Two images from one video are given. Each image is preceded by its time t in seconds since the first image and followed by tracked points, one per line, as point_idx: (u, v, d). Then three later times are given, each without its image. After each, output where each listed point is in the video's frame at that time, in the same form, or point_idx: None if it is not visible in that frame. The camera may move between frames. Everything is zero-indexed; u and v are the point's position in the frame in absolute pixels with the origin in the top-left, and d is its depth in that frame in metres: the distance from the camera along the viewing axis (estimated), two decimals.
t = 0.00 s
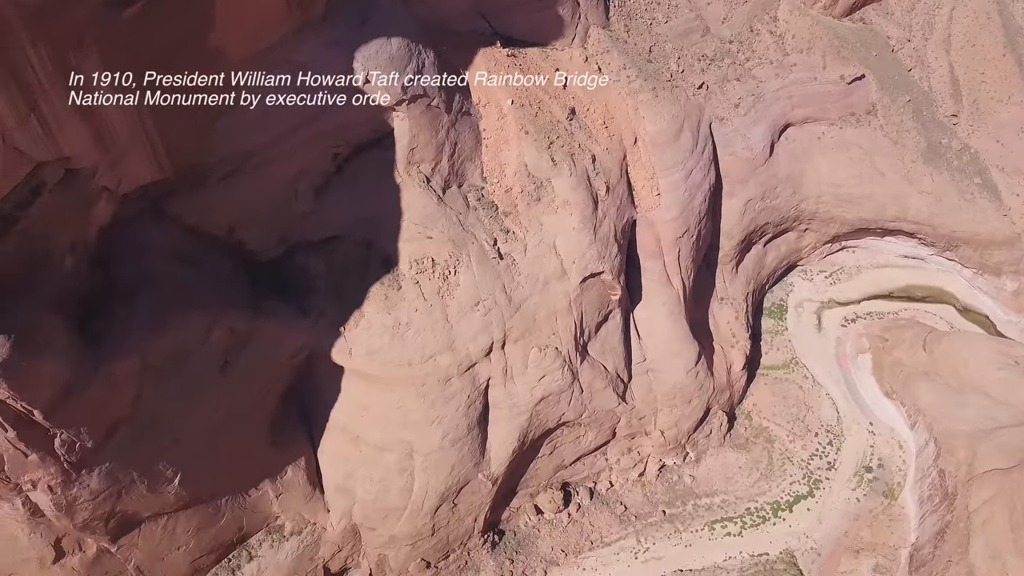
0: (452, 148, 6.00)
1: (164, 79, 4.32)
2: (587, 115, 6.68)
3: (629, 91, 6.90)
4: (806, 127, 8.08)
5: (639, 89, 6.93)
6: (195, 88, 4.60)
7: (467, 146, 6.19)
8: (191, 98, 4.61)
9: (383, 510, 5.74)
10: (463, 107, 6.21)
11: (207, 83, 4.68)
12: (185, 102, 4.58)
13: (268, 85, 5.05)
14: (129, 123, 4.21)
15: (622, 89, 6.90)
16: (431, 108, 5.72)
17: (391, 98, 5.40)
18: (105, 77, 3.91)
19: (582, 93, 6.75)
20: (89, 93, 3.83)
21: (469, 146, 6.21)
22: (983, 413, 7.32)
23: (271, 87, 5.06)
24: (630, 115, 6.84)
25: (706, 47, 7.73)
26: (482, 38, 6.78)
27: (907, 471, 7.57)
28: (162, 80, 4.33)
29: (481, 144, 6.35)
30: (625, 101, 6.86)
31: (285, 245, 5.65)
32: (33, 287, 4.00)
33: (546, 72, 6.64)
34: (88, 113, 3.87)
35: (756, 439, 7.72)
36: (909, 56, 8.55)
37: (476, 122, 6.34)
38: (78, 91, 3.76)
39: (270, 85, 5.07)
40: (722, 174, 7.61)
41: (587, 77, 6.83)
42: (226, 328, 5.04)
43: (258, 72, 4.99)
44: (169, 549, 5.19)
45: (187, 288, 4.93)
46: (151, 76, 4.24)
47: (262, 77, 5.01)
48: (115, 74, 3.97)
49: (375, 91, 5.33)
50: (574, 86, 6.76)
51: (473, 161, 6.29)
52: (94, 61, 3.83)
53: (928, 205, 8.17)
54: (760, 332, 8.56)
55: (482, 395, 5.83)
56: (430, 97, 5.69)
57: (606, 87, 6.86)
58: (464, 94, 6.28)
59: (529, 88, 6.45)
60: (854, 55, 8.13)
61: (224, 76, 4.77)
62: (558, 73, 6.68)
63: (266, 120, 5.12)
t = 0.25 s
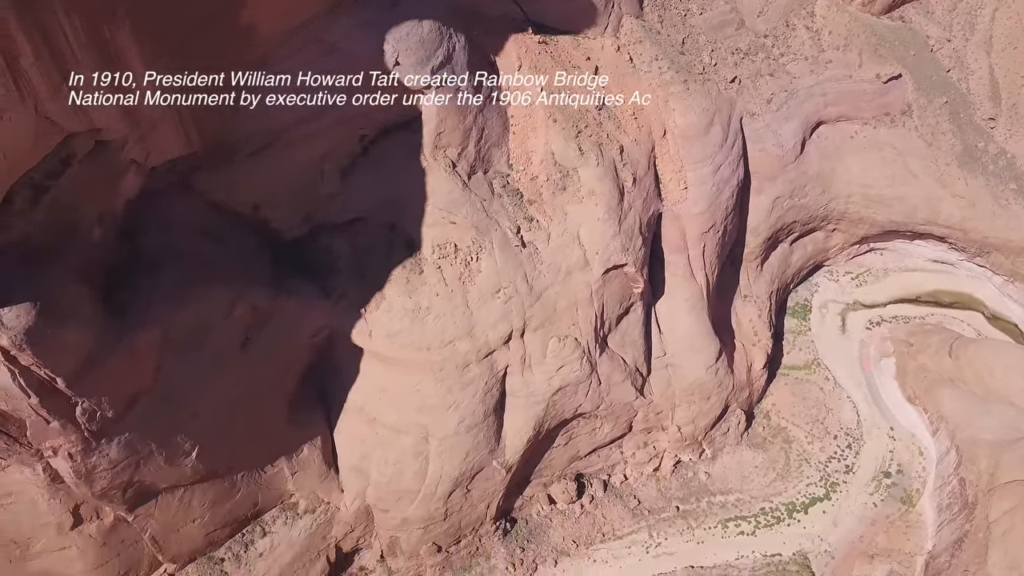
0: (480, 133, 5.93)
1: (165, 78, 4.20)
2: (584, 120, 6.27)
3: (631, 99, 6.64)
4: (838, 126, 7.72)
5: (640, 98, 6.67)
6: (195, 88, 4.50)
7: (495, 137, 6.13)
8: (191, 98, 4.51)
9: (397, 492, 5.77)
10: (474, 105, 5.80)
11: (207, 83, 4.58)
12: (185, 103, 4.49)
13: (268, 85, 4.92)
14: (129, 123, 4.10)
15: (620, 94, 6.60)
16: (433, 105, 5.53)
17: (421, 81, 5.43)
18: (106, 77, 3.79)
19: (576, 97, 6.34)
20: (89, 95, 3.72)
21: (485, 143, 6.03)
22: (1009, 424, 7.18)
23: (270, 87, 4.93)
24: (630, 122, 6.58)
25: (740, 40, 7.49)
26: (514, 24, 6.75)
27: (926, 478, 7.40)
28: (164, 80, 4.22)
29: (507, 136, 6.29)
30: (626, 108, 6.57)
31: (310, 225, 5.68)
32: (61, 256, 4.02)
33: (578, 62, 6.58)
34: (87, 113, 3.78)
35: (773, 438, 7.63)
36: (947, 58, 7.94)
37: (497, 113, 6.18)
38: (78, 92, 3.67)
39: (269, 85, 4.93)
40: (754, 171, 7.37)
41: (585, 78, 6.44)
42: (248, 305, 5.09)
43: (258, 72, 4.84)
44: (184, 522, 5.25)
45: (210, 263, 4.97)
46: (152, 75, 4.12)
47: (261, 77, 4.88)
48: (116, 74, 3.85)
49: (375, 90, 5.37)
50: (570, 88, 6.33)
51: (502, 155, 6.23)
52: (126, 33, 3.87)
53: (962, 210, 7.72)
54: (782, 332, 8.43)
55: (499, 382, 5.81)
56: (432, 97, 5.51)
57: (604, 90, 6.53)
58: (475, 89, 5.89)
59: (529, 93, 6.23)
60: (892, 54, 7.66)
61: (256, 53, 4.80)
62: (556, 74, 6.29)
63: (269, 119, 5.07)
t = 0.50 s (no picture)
0: (509, 121, 5.85)
1: (167, 80, 4.13)
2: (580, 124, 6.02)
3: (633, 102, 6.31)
4: (870, 128, 7.45)
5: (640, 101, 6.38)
6: (195, 88, 4.31)
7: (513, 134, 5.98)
8: (191, 98, 4.31)
9: (412, 476, 5.79)
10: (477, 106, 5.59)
11: (207, 83, 4.40)
12: (185, 104, 4.31)
13: (268, 85, 4.90)
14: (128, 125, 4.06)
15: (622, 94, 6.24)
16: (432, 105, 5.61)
17: (450, 66, 5.46)
18: (106, 77, 3.76)
19: (575, 99, 6.08)
20: (88, 95, 3.69)
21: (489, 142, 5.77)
22: None
23: (271, 87, 4.91)
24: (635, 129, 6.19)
25: (777, 36, 7.26)
26: (548, 15, 6.67)
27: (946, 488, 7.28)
28: (166, 82, 4.12)
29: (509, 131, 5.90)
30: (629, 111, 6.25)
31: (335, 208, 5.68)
32: (90, 226, 3.98)
33: (611, 54, 6.52)
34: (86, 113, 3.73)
35: (793, 441, 7.49)
36: (990, 61, 7.47)
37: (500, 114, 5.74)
38: (78, 92, 3.64)
39: (269, 84, 4.92)
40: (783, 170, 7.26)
41: (585, 78, 6.09)
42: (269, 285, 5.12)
43: (258, 72, 4.78)
44: (199, 495, 5.30)
45: (235, 241, 5.00)
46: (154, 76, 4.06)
47: (261, 77, 4.83)
48: (115, 75, 3.81)
49: (375, 90, 5.37)
50: (570, 89, 6.08)
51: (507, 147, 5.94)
52: (160, 6, 3.85)
53: (997, 218, 7.35)
54: (806, 334, 8.16)
55: (517, 372, 5.77)
56: (430, 96, 5.55)
57: (604, 90, 6.15)
58: (478, 89, 5.59)
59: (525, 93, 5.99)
60: (932, 57, 7.31)
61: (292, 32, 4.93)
62: (556, 74, 6.11)
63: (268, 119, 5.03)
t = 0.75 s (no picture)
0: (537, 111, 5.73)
1: (166, 80, 4.16)
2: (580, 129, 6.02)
3: (637, 102, 6.00)
4: (904, 130, 7.23)
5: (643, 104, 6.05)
6: (195, 88, 4.34)
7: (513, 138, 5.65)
8: (190, 98, 4.36)
9: (426, 463, 5.80)
10: (476, 107, 5.67)
11: (207, 83, 4.43)
12: (185, 104, 4.35)
13: (267, 85, 4.92)
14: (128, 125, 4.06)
15: (624, 95, 5.99)
16: (431, 105, 5.72)
17: (482, 55, 5.28)
18: (105, 77, 3.80)
19: (575, 100, 5.99)
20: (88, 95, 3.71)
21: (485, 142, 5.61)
22: None
23: (269, 87, 4.93)
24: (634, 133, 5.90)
25: (812, 35, 7.04)
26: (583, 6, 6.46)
27: (965, 501, 7.14)
28: (166, 82, 4.16)
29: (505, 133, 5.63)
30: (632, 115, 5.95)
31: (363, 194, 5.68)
32: (119, 197, 4.03)
33: (643, 48, 6.34)
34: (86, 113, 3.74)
35: (810, 445, 7.38)
36: None
37: (499, 117, 5.60)
38: (78, 92, 3.64)
39: (268, 84, 4.93)
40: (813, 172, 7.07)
41: (586, 77, 5.98)
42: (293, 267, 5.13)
43: (257, 72, 4.80)
44: (215, 472, 5.36)
45: (261, 221, 5.02)
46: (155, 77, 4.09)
47: (261, 77, 4.85)
48: (116, 75, 3.84)
49: (375, 90, 5.38)
50: (570, 89, 5.98)
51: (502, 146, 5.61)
52: None
53: None
54: (828, 338, 8.01)
55: (535, 363, 5.74)
56: (430, 96, 5.63)
57: (605, 91, 5.95)
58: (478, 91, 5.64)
59: (528, 93, 5.64)
60: (971, 61, 7.10)
61: (327, 9, 4.89)
62: (556, 73, 5.94)
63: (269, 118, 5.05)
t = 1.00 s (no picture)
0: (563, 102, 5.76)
1: (167, 80, 4.07)
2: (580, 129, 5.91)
3: (638, 102, 5.88)
4: (938, 136, 7.01)
5: (643, 104, 5.88)
6: (196, 89, 4.23)
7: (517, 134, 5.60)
8: (191, 98, 4.25)
9: (438, 451, 5.81)
10: (476, 107, 5.68)
11: (208, 83, 4.29)
12: (185, 104, 4.26)
13: (268, 85, 4.79)
14: (128, 125, 4.00)
15: (626, 94, 5.90)
16: (431, 105, 5.61)
17: (511, 45, 5.32)
18: (106, 77, 3.70)
19: (575, 100, 5.84)
20: (88, 96, 3.61)
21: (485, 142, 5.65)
22: None
23: (270, 87, 4.81)
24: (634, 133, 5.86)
25: (846, 35, 6.77)
26: None
27: (984, 513, 6.95)
28: (166, 82, 4.07)
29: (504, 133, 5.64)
30: (632, 117, 5.87)
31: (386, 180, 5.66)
32: (142, 175, 4.13)
33: (674, 42, 6.28)
34: (87, 114, 3.64)
35: (826, 451, 7.27)
36: None
37: (498, 116, 5.63)
38: (78, 91, 3.55)
39: (269, 84, 4.81)
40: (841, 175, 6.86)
41: (586, 77, 5.90)
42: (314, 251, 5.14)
43: (258, 72, 4.64)
44: (230, 451, 5.40)
45: (285, 201, 5.01)
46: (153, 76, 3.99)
47: (262, 77, 4.71)
48: (117, 75, 3.73)
49: (375, 90, 5.26)
50: (570, 89, 5.81)
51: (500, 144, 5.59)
52: None
53: None
54: (850, 344, 7.82)
55: (552, 357, 5.71)
56: (430, 96, 5.54)
57: (605, 91, 5.93)
58: (477, 90, 5.68)
59: (529, 93, 5.60)
60: (1009, 67, 6.91)
61: None
62: (556, 73, 5.72)
63: (268, 117, 4.98)
